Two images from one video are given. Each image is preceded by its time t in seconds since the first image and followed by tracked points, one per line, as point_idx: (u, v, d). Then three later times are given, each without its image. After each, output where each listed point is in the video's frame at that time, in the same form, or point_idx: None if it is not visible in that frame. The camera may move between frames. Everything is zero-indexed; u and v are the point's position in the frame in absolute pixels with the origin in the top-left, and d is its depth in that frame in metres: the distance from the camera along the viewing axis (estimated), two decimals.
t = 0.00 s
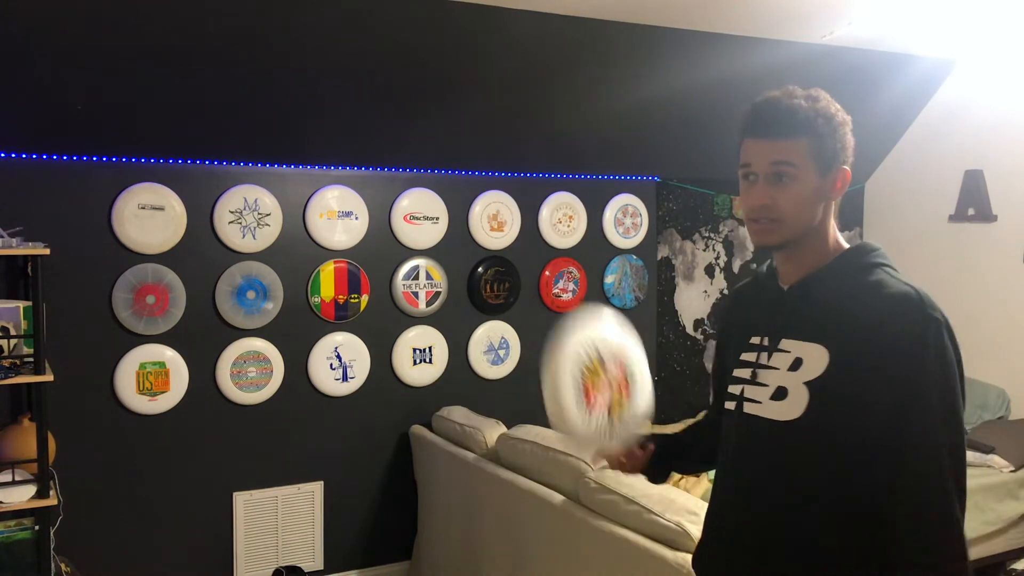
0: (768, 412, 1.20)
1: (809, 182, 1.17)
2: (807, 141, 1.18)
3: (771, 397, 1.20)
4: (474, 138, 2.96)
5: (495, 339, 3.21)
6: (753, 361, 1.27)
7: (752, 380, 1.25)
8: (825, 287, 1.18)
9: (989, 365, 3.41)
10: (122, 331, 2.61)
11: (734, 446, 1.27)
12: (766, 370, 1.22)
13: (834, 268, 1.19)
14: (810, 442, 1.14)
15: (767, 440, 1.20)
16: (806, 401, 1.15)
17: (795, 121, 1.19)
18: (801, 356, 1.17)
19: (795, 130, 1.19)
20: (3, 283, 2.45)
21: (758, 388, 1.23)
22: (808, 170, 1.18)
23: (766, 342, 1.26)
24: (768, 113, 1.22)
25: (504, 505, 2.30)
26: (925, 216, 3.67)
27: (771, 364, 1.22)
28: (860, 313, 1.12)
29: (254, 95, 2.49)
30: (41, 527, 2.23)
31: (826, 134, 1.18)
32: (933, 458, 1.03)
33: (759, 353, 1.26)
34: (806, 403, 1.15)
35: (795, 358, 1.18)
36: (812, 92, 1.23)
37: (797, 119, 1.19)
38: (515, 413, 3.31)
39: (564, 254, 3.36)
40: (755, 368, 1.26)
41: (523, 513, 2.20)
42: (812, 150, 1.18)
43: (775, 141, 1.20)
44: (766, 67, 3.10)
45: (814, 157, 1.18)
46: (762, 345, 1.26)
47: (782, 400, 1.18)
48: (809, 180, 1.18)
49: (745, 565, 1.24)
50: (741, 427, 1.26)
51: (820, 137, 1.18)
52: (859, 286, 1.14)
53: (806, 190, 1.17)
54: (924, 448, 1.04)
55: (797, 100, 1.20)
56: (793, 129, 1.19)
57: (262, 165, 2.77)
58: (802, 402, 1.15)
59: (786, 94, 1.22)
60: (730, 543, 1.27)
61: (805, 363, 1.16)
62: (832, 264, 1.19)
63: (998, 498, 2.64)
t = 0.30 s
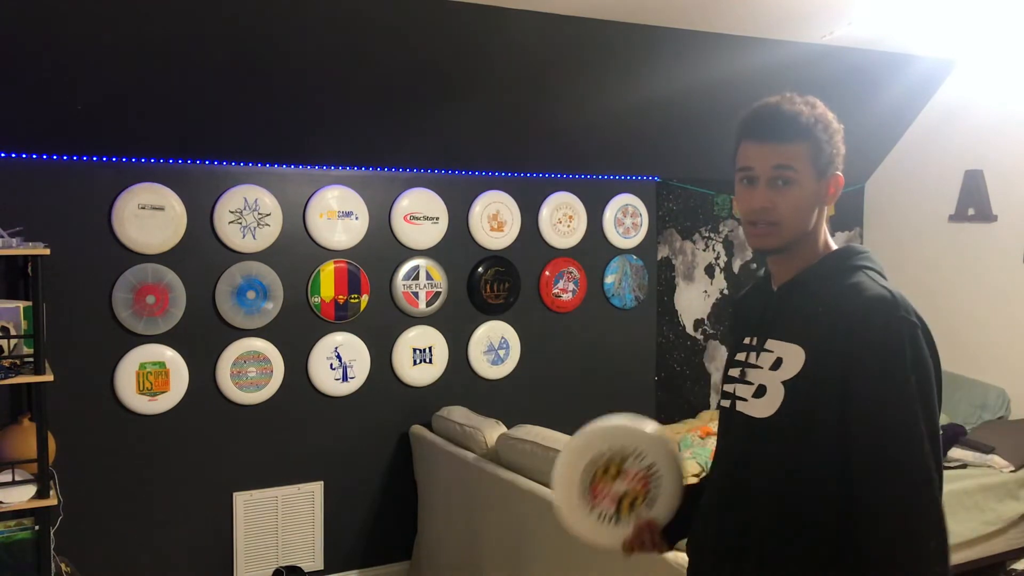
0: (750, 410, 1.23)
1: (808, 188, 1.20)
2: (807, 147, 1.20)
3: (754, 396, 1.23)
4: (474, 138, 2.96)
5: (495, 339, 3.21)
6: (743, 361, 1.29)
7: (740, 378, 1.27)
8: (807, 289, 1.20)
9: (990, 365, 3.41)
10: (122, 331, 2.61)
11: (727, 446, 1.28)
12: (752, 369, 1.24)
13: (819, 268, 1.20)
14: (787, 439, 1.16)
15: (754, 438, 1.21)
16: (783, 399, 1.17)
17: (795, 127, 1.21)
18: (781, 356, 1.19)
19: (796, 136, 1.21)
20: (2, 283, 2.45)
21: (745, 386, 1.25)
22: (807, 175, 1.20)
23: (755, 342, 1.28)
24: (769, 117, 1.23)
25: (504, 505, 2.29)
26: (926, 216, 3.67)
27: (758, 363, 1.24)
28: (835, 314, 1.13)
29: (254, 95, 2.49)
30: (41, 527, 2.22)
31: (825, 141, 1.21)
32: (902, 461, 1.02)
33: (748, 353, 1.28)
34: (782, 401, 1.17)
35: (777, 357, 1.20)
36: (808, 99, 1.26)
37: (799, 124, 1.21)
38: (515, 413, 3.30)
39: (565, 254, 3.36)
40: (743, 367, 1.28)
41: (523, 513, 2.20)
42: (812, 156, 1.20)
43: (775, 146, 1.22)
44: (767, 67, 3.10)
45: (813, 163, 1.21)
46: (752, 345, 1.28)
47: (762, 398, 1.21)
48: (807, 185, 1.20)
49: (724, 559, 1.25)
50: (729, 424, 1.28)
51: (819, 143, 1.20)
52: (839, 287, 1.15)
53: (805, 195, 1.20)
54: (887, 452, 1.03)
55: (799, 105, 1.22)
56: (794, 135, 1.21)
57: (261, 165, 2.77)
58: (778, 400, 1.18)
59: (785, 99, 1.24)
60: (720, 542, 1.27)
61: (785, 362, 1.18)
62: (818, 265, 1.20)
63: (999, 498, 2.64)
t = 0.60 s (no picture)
0: (757, 409, 1.21)
1: (815, 183, 1.19)
2: (815, 142, 1.20)
3: (760, 394, 1.22)
4: (474, 138, 2.95)
5: (495, 339, 3.21)
6: (744, 359, 1.28)
7: (743, 377, 1.26)
8: (811, 287, 1.20)
9: (990, 365, 3.41)
10: (122, 331, 2.61)
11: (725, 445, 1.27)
12: (756, 367, 1.24)
13: (822, 268, 1.20)
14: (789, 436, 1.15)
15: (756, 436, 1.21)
16: (793, 395, 1.16)
17: (803, 122, 1.21)
18: (788, 353, 1.19)
19: (804, 130, 1.20)
20: (3, 283, 2.45)
21: (749, 385, 1.24)
22: (815, 170, 1.20)
23: (756, 340, 1.27)
24: (777, 111, 1.22)
25: (504, 505, 2.29)
26: (926, 216, 3.67)
27: (761, 361, 1.23)
28: (841, 312, 1.13)
29: (253, 95, 2.49)
30: (41, 527, 2.22)
31: (832, 137, 1.21)
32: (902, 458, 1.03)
33: (749, 351, 1.28)
34: (792, 398, 1.16)
35: (783, 355, 1.19)
36: (812, 97, 1.26)
37: (807, 119, 1.20)
38: (515, 413, 3.30)
39: (565, 254, 3.36)
40: (746, 365, 1.27)
41: (523, 513, 2.20)
42: (820, 151, 1.20)
43: (783, 140, 1.21)
44: (767, 67, 3.10)
45: (821, 158, 1.20)
46: (752, 344, 1.28)
47: (769, 395, 1.20)
48: (815, 180, 1.20)
49: (723, 559, 1.25)
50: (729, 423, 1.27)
51: (827, 139, 1.20)
52: (844, 284, 1.15)
53: (813, 189, 1.19)
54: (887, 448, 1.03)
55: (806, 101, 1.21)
56: (802, 129, 1.20)
57: (262, 165, 2.77)
58: (787, 397, 1.16)
59: (793, 95, 1.23)
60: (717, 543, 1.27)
61: (793, 358, 1.17)
62: (821, 264, 1.21)
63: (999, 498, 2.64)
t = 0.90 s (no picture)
0: (768, 416, 1.16)
1: (820, 177, 1.18)
2: (819, 135, 1.19)
3: (770, 401, 1.17)
4: (474, 138, 2.95)
5: (495, 339, 3.21)
6: (747, 364, 1.23)
7: (748, 383, 1.21)
8: (824, 288, 1.17)
9: (989, 365, 3.41)
10: (122, 331, 2.61)
11: (724, 451, 1.22)
12: (765, 373, 1.18)
13: (830, 269, 1.18)
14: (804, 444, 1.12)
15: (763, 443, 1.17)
16: (811, 404, 1.12)
17: (806, 115, 1.21)
18: (802, 360, 1.15)
19: (809, 125, 1.20)
20: (3, 283, 2.45)
21: (755, 392, 1.19)
22: (820, 165, 1.19)
23: (759, 344, 1.22)
24: (780, 106, 1.22)
25: (504, 505, 2.29)
26: (925, 216, 3.67)
27: (768, 367, 1.19)
28: (855, 314, 1.11)
29: (253, 95, 2.49)
30: (41, 527, 2.22)
31: (834, 132, 1.21)
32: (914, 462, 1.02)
33: (752, 356, 1.22)
34: (811, 407, 1.12)
35: (796, 361, 1.15)
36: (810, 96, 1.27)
37: (810, 114, 1.20)
38: (515, 413, 3.31)
39: (565, 254, 3.36)
40: (749, 371, 1.21)
41: (523, 513, 2.20)
42: (823, 146, 1.20)
43: (788, 134, 1.20)
44: (767, 67, 3.10)
45: (824, 153, 1.20)
46: (755, 348, 1.22)
47: (783, 402, 1.15)
48: (820, 174, 1.19)
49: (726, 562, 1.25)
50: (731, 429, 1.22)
51: (830, 133, 1.20)
52: (857, 285, 1.14)
53: (818, 182, 1.18)
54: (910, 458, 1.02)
55: (808, 96, 1.22)
56: (806, 124, 1.20)
57: (262, 165, 2.77)
58: (805, 405, 1.12)
59: (795, 89, 1.23)
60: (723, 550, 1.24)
61: (809, 365, 1.14)
62: (827, 266, 1.19)
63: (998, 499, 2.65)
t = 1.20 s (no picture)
0: (803, 424, 1.13)
1: (824, 172, 1.16)
2: (819, 130, 1.17)
3: (803, 408, 1.14)
4: (473, 138, 2.95)
5: (495, 339, 3.21)
6: (771, 370, 1.18)
7: (774, 390, 1.17)
8: (859, 291, 1.14)
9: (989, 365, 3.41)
10: (122, 331, 2.61)
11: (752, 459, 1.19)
12: (795, 380, 1.15)
13: (860, 271, 1.16)
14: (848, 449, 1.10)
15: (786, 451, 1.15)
16: (853, 412, 1.09)
17: (803, 110, 1.18)
18: (840, 365, 1.12)
19: (806, 121, 1.18)
20: (3, 283, 2.45)
21: (786, 399, 1.15)
22: (823, 160, 1.17)
23: (784, 350, 1.17)
24: (775, 104, 1.20)
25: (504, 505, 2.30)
26: (925, 216, 3.67)
27: (798, 374, 1.15)
28: (896, 319, 1.09)
29: (253, 95, 2.49)
30: (41, 527, 2.22)
31: (834, 123, 1.19)
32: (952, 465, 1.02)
33: (777, 361, 1.18)
34: (853, 416, 1.09)
35: (832, 367, 1.12)
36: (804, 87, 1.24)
37: (806, 108, 1.18)
38: (515, 413, 3.31)
39: (565, 254, 3.36)
40: (775, 377, 1.17)
41: (523, 513, 2.20)
42: (824, 139, 1.17)
43: (787, 135, 1.18)
44: (767, 67, 3.10)
45: (826, 147, 1.17)
46: (780, 353, 1.18)
47: (818, 410, 1.13)
48: (825, 170, 1.17)
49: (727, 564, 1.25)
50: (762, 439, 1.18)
51: (830, 125, 1.17)
52: (890, 286, 1.12)
53: (824, 179, 1.16)
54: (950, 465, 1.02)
55: (801, 89, 1.19)
56: (803, 121, 1.18)
57: (262, 165, 2.77)
58: (846, 413, 1.10)
59: (786, 85, 1.21)
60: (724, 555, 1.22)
61: (847, 373, 1.11)
62: (856, 268, 1.16)
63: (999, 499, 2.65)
